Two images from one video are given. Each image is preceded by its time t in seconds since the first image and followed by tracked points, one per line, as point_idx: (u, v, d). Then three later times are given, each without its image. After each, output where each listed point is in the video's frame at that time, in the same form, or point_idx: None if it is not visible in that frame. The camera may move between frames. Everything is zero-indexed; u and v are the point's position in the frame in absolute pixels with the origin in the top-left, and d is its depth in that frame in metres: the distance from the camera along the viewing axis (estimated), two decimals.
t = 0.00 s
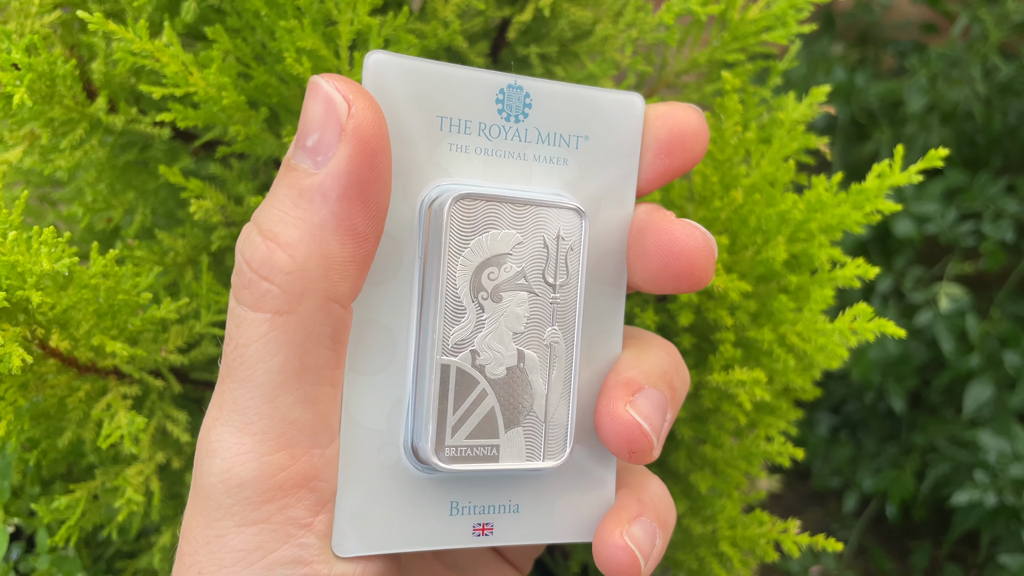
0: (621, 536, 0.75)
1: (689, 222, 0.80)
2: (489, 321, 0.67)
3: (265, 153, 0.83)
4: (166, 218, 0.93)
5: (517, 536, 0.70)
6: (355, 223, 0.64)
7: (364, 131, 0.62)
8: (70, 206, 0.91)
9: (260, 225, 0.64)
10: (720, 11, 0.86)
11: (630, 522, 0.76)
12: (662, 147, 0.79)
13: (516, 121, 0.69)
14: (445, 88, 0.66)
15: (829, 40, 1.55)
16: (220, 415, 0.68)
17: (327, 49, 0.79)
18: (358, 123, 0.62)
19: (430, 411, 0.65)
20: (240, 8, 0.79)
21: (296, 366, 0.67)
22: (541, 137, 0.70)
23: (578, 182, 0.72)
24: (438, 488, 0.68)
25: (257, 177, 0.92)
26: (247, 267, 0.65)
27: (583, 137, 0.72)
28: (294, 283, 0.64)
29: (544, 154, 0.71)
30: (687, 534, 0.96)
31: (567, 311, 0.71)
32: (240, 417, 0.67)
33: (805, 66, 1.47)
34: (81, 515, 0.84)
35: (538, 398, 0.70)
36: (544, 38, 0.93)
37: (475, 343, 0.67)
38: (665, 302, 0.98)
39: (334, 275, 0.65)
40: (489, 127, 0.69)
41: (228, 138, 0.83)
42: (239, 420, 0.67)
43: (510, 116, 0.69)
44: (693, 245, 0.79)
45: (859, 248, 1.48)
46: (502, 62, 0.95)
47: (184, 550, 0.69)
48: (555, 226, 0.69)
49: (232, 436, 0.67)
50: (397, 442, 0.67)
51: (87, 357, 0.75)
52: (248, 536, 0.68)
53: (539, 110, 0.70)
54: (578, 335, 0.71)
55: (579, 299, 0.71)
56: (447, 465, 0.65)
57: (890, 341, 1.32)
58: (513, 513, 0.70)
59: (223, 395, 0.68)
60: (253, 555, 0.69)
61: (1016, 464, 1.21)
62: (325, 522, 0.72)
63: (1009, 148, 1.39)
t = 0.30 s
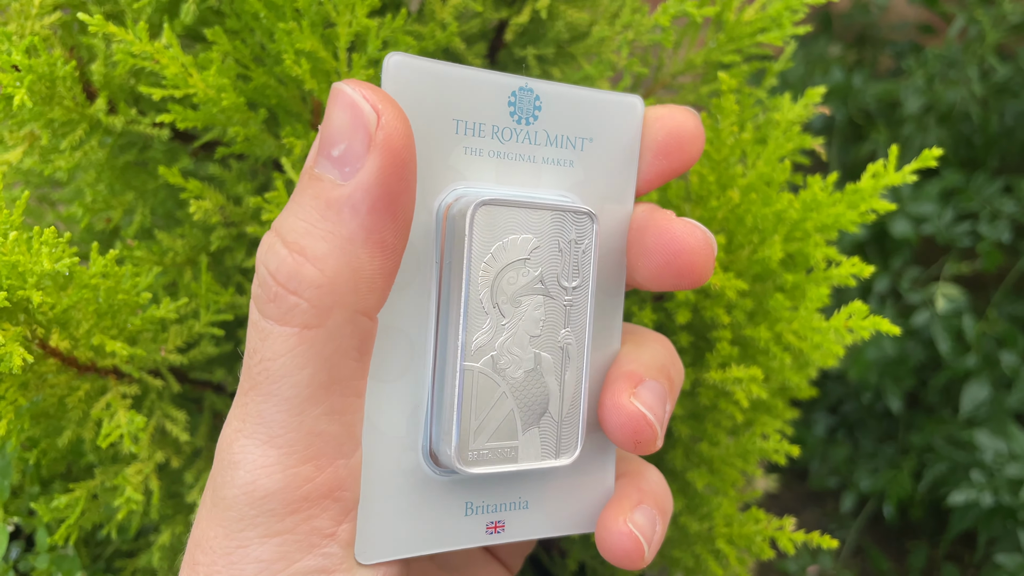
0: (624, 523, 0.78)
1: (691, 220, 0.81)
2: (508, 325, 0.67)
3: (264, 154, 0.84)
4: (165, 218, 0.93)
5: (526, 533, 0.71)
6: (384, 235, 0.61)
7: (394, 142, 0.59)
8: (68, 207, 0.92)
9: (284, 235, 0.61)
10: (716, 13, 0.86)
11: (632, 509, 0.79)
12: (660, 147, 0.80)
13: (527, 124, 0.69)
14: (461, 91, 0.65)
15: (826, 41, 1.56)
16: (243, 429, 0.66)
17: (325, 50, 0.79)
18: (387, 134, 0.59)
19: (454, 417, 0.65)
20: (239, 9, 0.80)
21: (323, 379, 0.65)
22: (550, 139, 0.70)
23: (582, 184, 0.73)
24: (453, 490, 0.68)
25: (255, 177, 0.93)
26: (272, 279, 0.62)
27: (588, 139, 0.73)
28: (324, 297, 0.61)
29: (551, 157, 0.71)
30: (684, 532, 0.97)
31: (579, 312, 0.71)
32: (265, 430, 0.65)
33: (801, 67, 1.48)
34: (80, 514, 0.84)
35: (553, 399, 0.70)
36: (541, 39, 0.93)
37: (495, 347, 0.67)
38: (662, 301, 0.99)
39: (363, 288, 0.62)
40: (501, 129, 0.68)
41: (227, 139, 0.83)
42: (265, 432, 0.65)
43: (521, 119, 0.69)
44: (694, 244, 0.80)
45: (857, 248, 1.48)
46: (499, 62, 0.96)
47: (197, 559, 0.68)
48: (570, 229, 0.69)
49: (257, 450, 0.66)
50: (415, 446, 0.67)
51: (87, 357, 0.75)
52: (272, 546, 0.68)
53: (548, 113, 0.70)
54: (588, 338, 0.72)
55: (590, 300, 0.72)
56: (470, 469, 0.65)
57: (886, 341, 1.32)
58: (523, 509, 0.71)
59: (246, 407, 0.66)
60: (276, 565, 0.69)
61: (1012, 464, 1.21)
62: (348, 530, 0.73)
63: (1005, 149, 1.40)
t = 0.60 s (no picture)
0: (629, 505, 0.79)
1: (692, 208, 0.83)
2: (513, 315, 0.68)
3: (271, 154, 0.84)
4: (170, 218, 0.94)
5: (532, 520, 0.72)
6: (391, 228, 0.62)
7: (400, 136, 0.60)
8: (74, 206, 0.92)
9: (293, 232, 0.62)
10: (719, 14, 0.87)
11: (637, 491, 0.81)
12: (657, 136, 0.81)
13: (527, 115, 0.69)
14: (462, 82, 0.65)
15: (826, 42, 1.56)
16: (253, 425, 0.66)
17: (332, 50, 0.80)
18: (393, 128, 0.60)
19: (462, 407, 0.65)
20: (246, 9, 0.80)
21: (334, 374, 0.64)
22: (550, 130, 0.71)
23: (581, 173, 0.73)
24: (460, 480, 0.68)
25: (261, 177, 0.93)
26: (281, 275, 0.62)
27: (586, 128, 0.73)
28: (333, 291, 0.61)
29: (551, 146, 0.71)
30: (686, 530, 0.97)
31: (581, 300, 0.72)
32: (275, 425, 0.66)
33: (802, 67, 1.49)
34: (86, 511, 0.85)
35: (557, 386, 0.71)
36: (544, 39, 0.94)
37: (501, 337, 0.67)
38: (664, 300, 0.99)
39: (372, 282, 0.62)
40: (502, 120, 0.68)
41: (233, 138, 0.84)
42: (274, 428, 0.66)
43: (522, 108, 0.69)
44: (694, 229, 0.81)
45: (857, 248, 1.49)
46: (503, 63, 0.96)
47: (207, 556, 0.68)
48: (573, 219, 0.70)
49: (268, 445, 0.66)
50: (422, 439, 0.67)
51: (95, 354, 0.76)
52: (283, 542, 0.69)
53: (546, 103, 0.71)
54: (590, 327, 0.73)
55: (591, 289, 0.72)
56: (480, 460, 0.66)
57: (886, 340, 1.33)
58: (529, 497, 0.72)
59: (255, 404, 0.66)
60: (288, 559, 0.69)
61: (1011, 463, 1.22)
62: (359, 525, 0.73)
63: (1004, 150, 1.41)
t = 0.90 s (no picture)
0: (636, 509, 0.74)
1: (672, 203, 0.82)
2: (459, 300, 0.70)
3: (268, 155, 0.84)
4: (169, 219, 0.94)
5: (508, 522, 0.70)
6: (322, 202, 0.68)
7: (328, 120, 0.67)
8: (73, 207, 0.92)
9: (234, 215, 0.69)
10: (717, 15, 0.87)
11: (639, 493, 0.76)
12: (637, 130, 0.80)
13: (485, 115, 0.73)
14: (413, 87, 0.71)
15: (825, 42, 1.57)
16: (206, 402, 0.70)
17: (330, 52, 0.80)
18: (321, 113, 0.67)
19: (405, 389, 0.68)
20: (244, 11, 0.80)
21: (274, 342, 0.69)
22: (511, 129, 0.73)
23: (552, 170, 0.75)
24: (423, 471, 0.69)
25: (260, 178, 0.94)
26: (224, 253, 0.69)
27: (555, 126, 0.75)
28: (267, 261, 0.68)
29: (515, 145, 0.74)
30: (684, 531, 0.98)
31: (540, 289, 0.72)
32: (222, 398, 0.69)
33: (800, 68, 1.49)
34: (85, 512, 0.85)
35: (515, 376, 0.71)
36: (543, 41, 0.94)
37: (446, 322, 0.69)
38: (662, 304, 1.00)
39: (306, 253, 0.69)
40: (459, 122, 0.72)
41: (232, 140, 0.84)
42: (223, 400, 0.69)
43: (478, 109, 0.72)
44: (675, 224, 0.81)
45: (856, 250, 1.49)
46: (502, 64, 0.97)
47: (175, 537, 0.71)
48: (522, 207, 0.72)
49: (216, 418, 0.69)
50: (379, 424, 0.69)
51: (93, 355, 0.76)
52: (236, 516, 0.69)
53: (507, 104, 0.74)
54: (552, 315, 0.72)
55: (552, 279, 0.72)
56: (424, 442, 0.67)
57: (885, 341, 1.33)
58: (506, 497, 0.70)
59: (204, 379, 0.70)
60: (241, 536, 0.69)
61: (1011, 464, 1.22)
62: (312, 503, 0.72)
63: (1004, 151, 1.41)
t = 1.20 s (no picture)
0: (633, 546, 0.66)
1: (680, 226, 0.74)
2: (445, 313, 0.70)
3: (271, 157, 0.84)
4: (171, 221, 0.94)
5: (498, 547, 0.68)
6: (315, 214, 0.73)
7: (325, 134, 0.71)
8: (75, 209, 0.92)
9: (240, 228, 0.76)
10: (720, 16, 0.87)
11: (640, 528, 0.68)
12: (653, 140, 0.76)
13: (492, 129, 0.73)
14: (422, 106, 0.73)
15: (828, 43, 1.57)
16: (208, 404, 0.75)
17: (332, 54, 0.80)
18: (320, 128, 0.72)
19: (389, 403, 0.69)
20: (246, 13, 0.80)
21: (268, 348, 0.74)
22: (519, 142, 0.73)
23: (562, 182, 0.73)
24: (415, 485, 0.69)
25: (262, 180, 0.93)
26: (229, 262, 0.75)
27: (565, 138, 0.73)
28: (263, 270, 0.74)
29: (524, 158, 0.73)
30: (688, 534, 0.97)
31: (531, 305, 0.70)
32: (219, 399, 0.73)
33: (804, 68, 1.50)
34: (87, 515, 0.84)
35: (501, 392, 0.69)
36: (546, 42, 0.94)
37: (431, 334, 0.70)
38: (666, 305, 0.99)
39: (299, 262, 0.74)
40: (467, 137, 0.73)
41: (235, 142, 0.84)
42: (219, 400, 0.73)
43: (486, 124, 0.73)
44: (681, 253, 0.73)
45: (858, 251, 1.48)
46: (504, 66, 0.96)
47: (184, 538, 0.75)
48: (515, 222, 0.71)
49: (214, 417, 0.73)
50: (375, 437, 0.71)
51: (96, 359, 0.75)
52: (230, 517, 0.72)
53: (517, 118, 0.73)
54: (542, 329, 0.70)
55: (545, 295, 0.70)
56: (401, 453, 0.68)
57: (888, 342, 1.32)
58: (496, 521, 0.68)
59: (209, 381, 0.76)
60: (233, 537, 0.72)
61: (1014, 464, 1.21)
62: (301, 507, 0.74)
63: (1006, 151, 1.40)
